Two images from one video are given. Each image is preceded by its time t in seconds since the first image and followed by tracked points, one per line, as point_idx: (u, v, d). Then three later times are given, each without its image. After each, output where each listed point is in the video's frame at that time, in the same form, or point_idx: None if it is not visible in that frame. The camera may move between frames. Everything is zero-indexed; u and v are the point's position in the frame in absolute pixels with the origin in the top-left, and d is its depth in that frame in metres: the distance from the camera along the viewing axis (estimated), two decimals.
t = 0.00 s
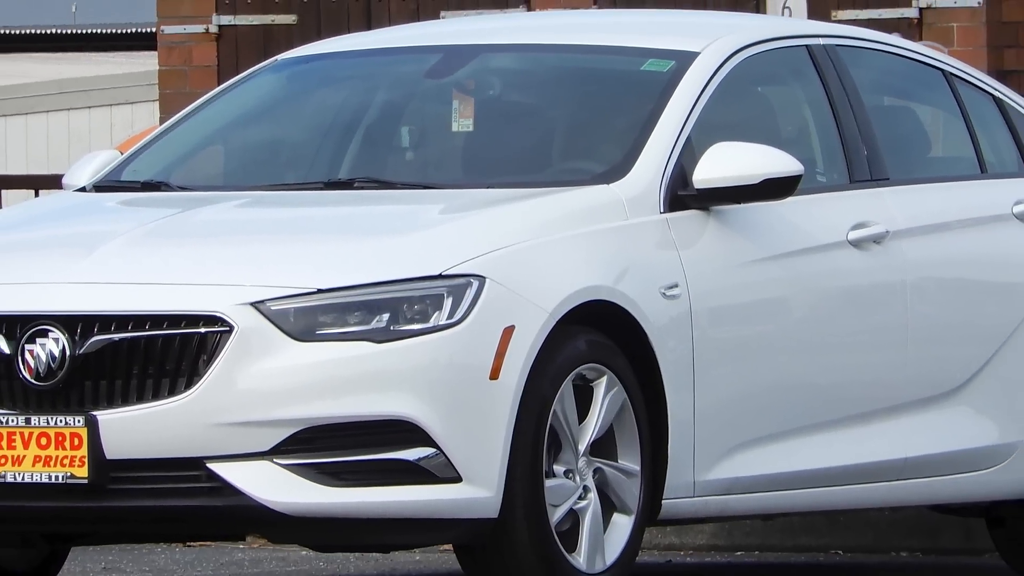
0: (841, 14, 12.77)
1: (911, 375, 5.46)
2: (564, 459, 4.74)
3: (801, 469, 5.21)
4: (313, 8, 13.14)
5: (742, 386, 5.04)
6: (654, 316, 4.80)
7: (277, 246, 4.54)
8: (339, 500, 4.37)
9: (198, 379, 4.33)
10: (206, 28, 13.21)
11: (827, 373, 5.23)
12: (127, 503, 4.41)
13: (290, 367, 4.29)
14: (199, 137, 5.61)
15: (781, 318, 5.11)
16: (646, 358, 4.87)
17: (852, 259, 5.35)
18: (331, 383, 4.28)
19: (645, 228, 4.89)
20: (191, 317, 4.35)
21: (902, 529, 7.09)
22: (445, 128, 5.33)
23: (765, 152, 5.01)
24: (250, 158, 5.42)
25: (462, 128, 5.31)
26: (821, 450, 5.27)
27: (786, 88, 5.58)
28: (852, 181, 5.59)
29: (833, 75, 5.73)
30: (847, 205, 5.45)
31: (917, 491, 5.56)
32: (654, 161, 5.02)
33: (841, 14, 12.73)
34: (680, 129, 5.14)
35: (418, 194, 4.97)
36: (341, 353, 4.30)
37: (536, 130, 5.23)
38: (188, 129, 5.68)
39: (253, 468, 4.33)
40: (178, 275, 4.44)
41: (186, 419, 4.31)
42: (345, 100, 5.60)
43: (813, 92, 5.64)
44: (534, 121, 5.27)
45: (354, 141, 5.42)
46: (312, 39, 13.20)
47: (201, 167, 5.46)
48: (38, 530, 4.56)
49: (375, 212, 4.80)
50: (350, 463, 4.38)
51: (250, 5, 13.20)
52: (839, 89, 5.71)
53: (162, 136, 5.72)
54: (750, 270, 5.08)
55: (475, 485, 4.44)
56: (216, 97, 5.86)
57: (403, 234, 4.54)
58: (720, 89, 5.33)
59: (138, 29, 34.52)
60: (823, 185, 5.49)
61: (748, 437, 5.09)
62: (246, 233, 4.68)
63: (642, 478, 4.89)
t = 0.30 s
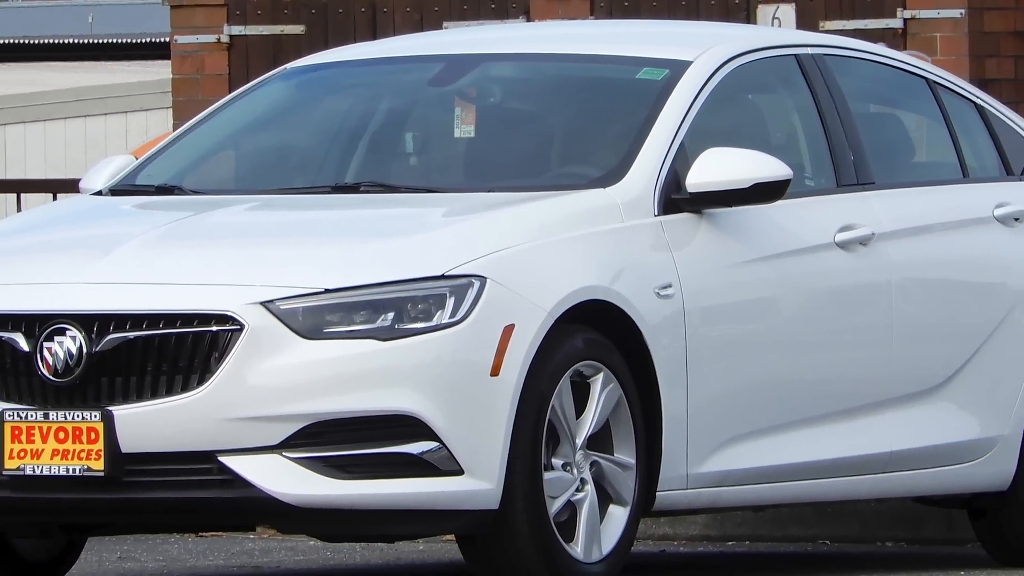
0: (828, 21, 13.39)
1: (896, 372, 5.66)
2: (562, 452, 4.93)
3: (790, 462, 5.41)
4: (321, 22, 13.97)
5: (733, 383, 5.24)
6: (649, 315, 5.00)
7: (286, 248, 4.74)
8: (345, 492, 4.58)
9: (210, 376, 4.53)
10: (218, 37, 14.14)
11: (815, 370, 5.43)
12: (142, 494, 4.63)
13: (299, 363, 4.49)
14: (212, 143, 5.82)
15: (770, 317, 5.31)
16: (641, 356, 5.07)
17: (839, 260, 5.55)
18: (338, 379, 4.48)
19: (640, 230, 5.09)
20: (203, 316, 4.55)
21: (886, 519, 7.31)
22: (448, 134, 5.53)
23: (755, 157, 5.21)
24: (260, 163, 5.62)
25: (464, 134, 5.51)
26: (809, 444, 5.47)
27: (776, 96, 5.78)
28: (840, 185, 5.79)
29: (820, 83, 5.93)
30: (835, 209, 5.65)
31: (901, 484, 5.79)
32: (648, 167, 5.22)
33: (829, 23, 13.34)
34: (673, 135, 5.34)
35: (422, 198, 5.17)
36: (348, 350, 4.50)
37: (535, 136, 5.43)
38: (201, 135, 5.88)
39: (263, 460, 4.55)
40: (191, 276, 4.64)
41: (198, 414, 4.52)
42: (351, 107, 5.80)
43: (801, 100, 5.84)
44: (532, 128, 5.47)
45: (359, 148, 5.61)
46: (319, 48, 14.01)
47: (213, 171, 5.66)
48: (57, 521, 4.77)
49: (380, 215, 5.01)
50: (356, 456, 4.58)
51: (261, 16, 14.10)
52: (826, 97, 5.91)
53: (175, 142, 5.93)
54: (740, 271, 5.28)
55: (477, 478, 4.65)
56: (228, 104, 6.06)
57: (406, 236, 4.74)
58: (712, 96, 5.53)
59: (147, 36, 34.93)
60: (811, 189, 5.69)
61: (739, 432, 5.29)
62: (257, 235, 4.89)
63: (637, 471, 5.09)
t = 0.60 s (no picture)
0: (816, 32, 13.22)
1: (881, 368, 5.88)
2: (560, 446, 5.15)
3: (780, 455, 5.63)
4: (328, 31, 13.93)
5: (724, 379, 5.46)
6: (643, 313, 5.21)
7: (295, 250, 4.95)
8: (352, 484, 4.80)
9: (222, 372, 4.75)
10: (229, 47, 14.00)
11: (803, 366, 5.65)
12: (156, 486, 4.85)
13: (307, 361, 4.70)
14: (223, 148, 6.04)
15: (760, 316, 5.52)
16: (636, 353, 5.29)
17: (826, 261, 5.77)
18: (345, 375, 4.70)
19: (634, 232, 5.31)
20: (216, 315, 4.77)
21: (873, 509, 7.54)
22: (450, 140, 5.74)
23: (746, 162, 5.42)
24: (270, 167, 5.84)
25: (466, 140, 5.72)
26: (798, 438, 5.68)
27: (765, 103, 6.00)
28: (827, 189, 6.00)
29: (808, 91, 6.15)
30: (823, 212, 5.87)
31: (887, 476, 6.00)
32: (643, 172, 5.44)
33: (817, 35, 13.17)
34: (666, 141, 5.55)
35: (425, 201, 5.39)
36: (354, 347, 4.71)
37: (534, 142, 5.65)
38: (213, 141, 6.11)
39: (274, 454, 4.76)
40: (204, 276, 4.86)
41: (210, 409, 4.74)
42: (357, 114, 6.01)
43: (790, 107, 6.06)
44: (531, 134, 5.68)
45: (366, 154, 5.83)
46: (325, 54, 13.93)
47: (225, 175, 5.89)
48: (75, 511, 4.99)
49: (385, 217, 5.22)
50: (363, 450, 4.80)
51: (270, 25, 14.02)
52: (814, 104, 6.13)
53: (189, 147, 6.16)
54: (731, 271, 5.50)
55: (478, 470, 4.87)
56: (239, 111, 6.28)
57: (410, 238, 4.95)
58: (704, 104, 5.75)
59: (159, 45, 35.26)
60: (800, 193, 5.91)
61: (730, 427, 5.51)
62: (268, 237, 5.10)
63: (632, 464, 5.31)
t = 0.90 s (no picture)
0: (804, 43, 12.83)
1: (865, 366, 6.12)
2: (558, 439, 5.38)
3: (768, 448, 5.87)
4: (338, 43, 13.19)
5: (715, 376, 5.69)
6: (638, 312, 5.45)
7: (304, 252, 5.19)
8: (359, 476, 5.05)
9: (234, 368, 4.98)
10: (242, 58, 13.22)
11: (790, 363, 5.88)
12: (171, 477, 5.09)
13: (316, 357, 4.93)
14: (235, 154, 6.29)
15: (750, 315, 5.76)
16: (630, 350, 5.52)
17: (813, 263, 6.00)
18: (352, 371, 4.93)
19: (629, 235, 5.54)
20: (228, 314, 5.00)
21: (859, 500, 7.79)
22: (453, 146, 5.98)
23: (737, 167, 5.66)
24: (280, 172, 6.09)
25: (468, 146, 5.96)
26: (786, 432, 5.92)
27: (754, 111, 6.23)
28: (814, 193, 6.24)
29: (796, 99, 6.38)
30: (810, 215, 6.10)
31: (872, 469, 6.24)
32: (637, 177, 5.68)
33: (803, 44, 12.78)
34: (660, 148, 5.79)
35: (428, 205, 5.62)
36: (361, 345, 4.94)
37: (532, 148, 5.89)
38: (226, 147, 6.36)
39: (284, 447, 5.01)
40: (217, 277, 5.09)
41: (223, 405, 4.98)
42: (364, 121, 6.24)
43: (778, 114, 6.30)
44: (530, 140, 5.92)
45: (372, 161, 6.05)
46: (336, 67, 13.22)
47: (237, 180, 6.14)
48: (93, 502, 5.23)
49: (391, 220, 5.46)
50: (369, 443, 5.04)
51: (281, 36, 13.26)
52: (801, 112, 6.37)
53: (202, 153, 6.41)
54: (722, 272, 5.73)
55: (480, 462, 5.11)
56: (250, 118, 6.53)
57: (414, 240, 5.19)
58: (695, 112, 5.98)
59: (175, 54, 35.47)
60: (788, 197, 6.14)
61: (721, 421, 5.74)
62: (279, 239, 5.33)
63: (627, 457, 5.54)
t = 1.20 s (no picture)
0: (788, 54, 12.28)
1: (850, 363, 6.38)
2: (556, 433, 5.64)
3: (758, 441, 6.12)
4: (345, 52, 12.54)
5: (706, 372, 5.95)
6: (633, 311, 5.70)
7: (314, 253, 5.44)
8: (366, 468, 5.29)
9: (246, 365, 5.24)
10: (252, 67, 12.46)
11: (778, 360, 6.14)
12: (186, 469, 5.34)
13: (325, 354, 5.19)
14: (247, 160, 6.56)
15: (739, 313, 6.02)
16: (626, 348, 5.78)
17: (800, 264, 6.26)
18: (358, 367, 5.19)
19: (624, 237, 5.79)
20: (240, 313, 5.25)
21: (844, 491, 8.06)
22: (456, 152, 6.23)
23: (727, 172, 5.91)
24: (290, 177, 6.35)
25: (470, 152, 6.21)
26: (774, 426, 6.17)
27: (744, 119, 6.50)
28: (802, 197, 6.49)
29: (784, 108, 6.64)
30: (798, 218, 6.36)
31: (857, 462, 6.49)
32: (631, 182, 5.93)
33: (790, 56, 12.18)
34: (653, 154, 6.05)
35: (431, 208, 5.88)
36: (367, 342, 5.20)
37: (531, 154, 6.14)
38: (237, 154, 6.63)
39: (294, 440, 5.26)
40: (230, 277, 5.34)
41: (235, 399, 5.23)
42: (371, 128, 6.50)
43: (767, 122, 6.55)
44: (529, 146, 6.18)
45: (378, 165, 6.32)
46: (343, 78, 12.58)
47: (248, 184, 6.40)
48: (111, 493, 5.49)
49: (396, 223, 5.71)
50: (376, 436, 5.29)
51: (291, 46, 12.54)
52: (789, 119, 6.63)
53: (215, 159, 6.68)
54: (713, 273, 5.98)
55: (481, 455, 5.36)
56: (261, 125, 6.80)
57: (419, 242, 5.44)
58: (687, 119, 6.24)
59: (191, 66, 35.79)
60: (777, 201, 6.40)
61: (711, 416, 6.00)
62: (290, 241, 5.59)
63: (622, 450, 5.80)
